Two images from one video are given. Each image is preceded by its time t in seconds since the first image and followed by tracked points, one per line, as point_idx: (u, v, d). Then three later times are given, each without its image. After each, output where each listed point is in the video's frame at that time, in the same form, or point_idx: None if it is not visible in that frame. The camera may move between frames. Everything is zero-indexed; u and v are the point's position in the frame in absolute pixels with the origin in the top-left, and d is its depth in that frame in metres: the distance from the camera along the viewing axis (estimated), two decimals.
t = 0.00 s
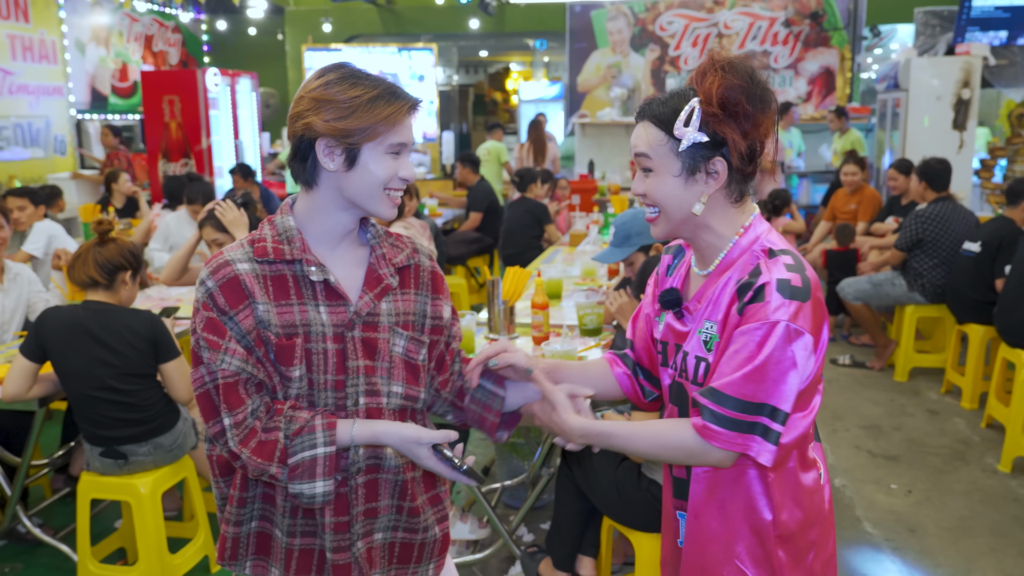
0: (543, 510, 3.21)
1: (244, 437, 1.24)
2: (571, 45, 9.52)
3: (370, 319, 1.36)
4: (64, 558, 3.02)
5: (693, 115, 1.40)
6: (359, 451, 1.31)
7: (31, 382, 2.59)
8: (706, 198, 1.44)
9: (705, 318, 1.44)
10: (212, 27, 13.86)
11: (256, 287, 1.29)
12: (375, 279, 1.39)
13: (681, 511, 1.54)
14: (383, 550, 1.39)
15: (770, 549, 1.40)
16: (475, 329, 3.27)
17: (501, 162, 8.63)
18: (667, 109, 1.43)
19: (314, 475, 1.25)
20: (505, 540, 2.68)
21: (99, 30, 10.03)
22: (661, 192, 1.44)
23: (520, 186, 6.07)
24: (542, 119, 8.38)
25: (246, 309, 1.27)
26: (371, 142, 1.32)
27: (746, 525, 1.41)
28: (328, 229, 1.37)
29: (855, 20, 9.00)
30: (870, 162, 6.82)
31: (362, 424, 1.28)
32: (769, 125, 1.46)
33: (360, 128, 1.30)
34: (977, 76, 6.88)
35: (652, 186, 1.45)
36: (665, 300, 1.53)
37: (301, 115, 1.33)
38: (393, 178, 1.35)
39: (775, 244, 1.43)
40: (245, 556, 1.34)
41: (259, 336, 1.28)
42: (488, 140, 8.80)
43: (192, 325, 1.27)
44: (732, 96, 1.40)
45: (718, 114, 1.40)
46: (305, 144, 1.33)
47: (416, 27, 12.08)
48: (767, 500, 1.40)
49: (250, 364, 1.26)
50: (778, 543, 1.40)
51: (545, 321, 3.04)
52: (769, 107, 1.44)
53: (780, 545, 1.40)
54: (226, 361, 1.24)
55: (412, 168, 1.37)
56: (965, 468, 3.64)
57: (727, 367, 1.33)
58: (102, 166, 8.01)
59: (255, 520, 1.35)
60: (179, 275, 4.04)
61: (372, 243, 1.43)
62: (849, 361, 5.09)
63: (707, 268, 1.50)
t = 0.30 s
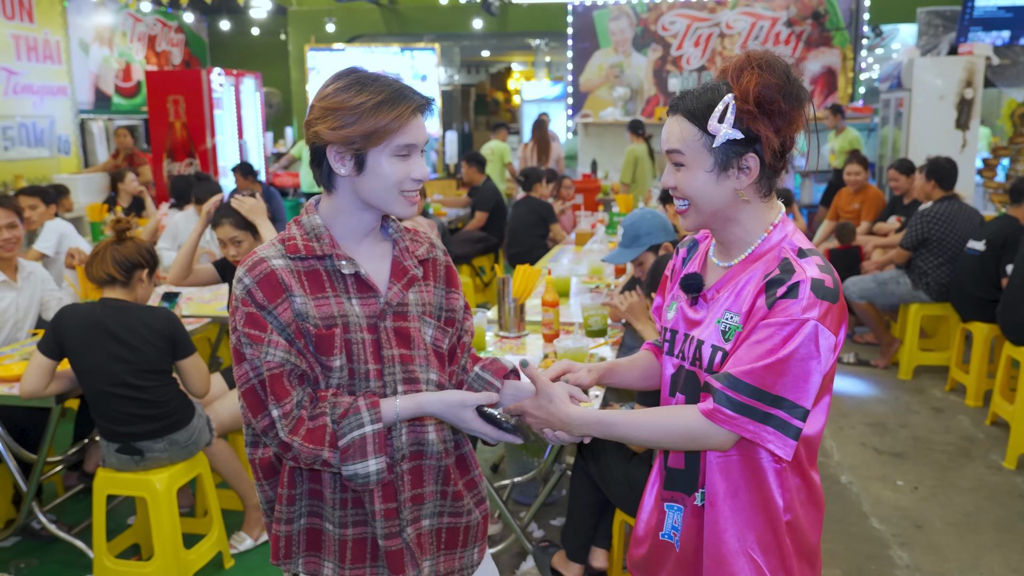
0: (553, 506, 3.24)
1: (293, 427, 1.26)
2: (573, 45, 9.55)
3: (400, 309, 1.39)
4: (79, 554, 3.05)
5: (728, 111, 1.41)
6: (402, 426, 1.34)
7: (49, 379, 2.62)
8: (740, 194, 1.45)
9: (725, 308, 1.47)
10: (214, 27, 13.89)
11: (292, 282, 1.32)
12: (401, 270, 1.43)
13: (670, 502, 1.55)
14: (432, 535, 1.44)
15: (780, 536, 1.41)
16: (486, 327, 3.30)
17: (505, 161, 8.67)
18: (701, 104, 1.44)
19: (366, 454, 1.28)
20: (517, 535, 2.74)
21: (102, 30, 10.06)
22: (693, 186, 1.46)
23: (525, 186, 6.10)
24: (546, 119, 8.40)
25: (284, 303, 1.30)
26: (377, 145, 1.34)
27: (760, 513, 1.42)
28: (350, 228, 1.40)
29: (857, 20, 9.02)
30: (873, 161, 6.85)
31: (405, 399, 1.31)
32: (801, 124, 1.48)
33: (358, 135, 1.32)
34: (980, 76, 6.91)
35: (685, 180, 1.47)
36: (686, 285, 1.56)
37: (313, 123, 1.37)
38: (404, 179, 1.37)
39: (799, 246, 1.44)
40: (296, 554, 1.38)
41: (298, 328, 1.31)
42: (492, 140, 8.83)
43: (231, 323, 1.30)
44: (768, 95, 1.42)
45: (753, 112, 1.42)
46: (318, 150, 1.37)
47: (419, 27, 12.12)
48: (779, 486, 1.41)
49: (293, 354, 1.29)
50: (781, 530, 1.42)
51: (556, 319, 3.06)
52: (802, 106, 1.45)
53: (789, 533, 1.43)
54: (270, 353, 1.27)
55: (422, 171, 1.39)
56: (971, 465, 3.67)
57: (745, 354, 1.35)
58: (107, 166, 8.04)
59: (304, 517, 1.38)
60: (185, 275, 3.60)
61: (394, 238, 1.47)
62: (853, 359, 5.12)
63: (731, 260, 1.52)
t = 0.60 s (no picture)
0: (559, 510, 3.23)
1: (333, 441, 1.24)
2: (574, 45, 9.54)
3: (422, 319, 1.38)
4: (82, 561, 3.03)
5: (703, 123, 1.40)
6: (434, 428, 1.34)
7: (51, 386, 2.61)
8: (709, 205, 1.45)
9: (694, 317, 1.46)
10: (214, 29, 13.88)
11: (318, 298, 1.28)
12: (421, 280, 1.42)
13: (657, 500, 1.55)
14: (451, 541, 1.44)
15: (758, 547, 1.41)
16: (490, 331, 3.29)
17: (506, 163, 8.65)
18: (676, 113, 1.43)
19: (408, 457, 1.27)
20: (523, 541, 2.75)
21: (102, 32, 10.04)
22: (663, 194, 1.44)
23: (526, 188, 6.07)
24: (547, 120, 8.38)
25: (313, 321, 1.26)
26: (392, 136, 1.33)
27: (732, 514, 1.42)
28: (371, 231, 1.38)
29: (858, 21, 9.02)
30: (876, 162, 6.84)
31: (437, 400, 1.31)
32: (773, 138, 1.47)
33: (383, 122, 1.31)
34: (983, 77, 6.91)
35: (655, 188, 1.45)
36: (659, 292, 1.54)
37: (320, 127, 1.35)
38: (422, 170, 1.36)
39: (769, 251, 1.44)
40: (316, 569, 1.35)
41: (328, 345, 1.28)
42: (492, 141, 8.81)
43: (259, 345, 1.26)
44: (744, 109, 1.41)
45: (728, 125, 1.40)
46: (332, 154, 1.34)
47: (420, 28, 12.12)
48: (756, 496, 1.41)
49: (327, 372, 1.26)
50: (753, 535, 1.41)
51: (562, 323, 3.06)
52: (775, 123, 1.45)
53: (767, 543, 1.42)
54: (306, 372, 1.24)
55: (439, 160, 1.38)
56: (977, 468, 3.66)
57: (720, 370, 1.34)
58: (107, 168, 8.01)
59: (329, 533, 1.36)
60: (190, 283, 3.59)
61: (411, 247, 1.46)
62: (857, 361, 5.10)
63: (701, 267, 1.51)
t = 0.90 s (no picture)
0: (554, 515, 3.21)
1: (344, 451, 1.21)
2: (565, 46, 9.51)
3: (422, 325, 1.35)
4: (71, 570, 2.99)
5: (700, 118, 1.38)
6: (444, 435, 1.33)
7: (39, 393, 2.57)
8: (699, 202, 1.42)
9: (683, 314, 1.42)
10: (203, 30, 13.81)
11: (319, 307, 1.25)
12: (420, 284, 1.39)
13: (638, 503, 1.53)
14: (449, 545, 1.42)
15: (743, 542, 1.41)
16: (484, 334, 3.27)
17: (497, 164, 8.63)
18: (673, 108, 1.40)
19: (417, 467, 1.25)
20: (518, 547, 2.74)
21: (89, 33, 9.96)
22: (655, 188, 1.40)
23: (518, 189, 6.05)
24: (539, 122, 8.36)
25: (316, 330, 1.23)
26: (405, 146, 1.31)
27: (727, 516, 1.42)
28: (372, 238, 1.36)
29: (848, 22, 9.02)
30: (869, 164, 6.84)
31: (448, 405, 1.29)
32: (762, 138, 1.49)
33: (403, 133, 1.30)
34: (973, 78, 6.93)
35: (647, 181, 1.41)
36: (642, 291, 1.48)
37: (327, 130, 1.31)
38: (429, 181, 1.34)
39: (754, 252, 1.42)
40: None
41: (331, 354, 1.25)
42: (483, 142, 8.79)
43: (262, 355, 1.23)
44: (743, 107, 1.42)
45: (724, 121, 1.40)
46: (340, 158, 1.31)
47: (411, 29, 12.08)
48: (748, 496, 1.41)
49: (333, 381, 1.23)
50: (745, 529, 1.42)
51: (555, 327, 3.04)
52: (767, 123, 1.46)
53: (755, 537, 1.42)
54: (313, 381, 1.21)
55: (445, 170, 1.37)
56: (971, 469, 3.65)
57: (727, 374, 1.33)
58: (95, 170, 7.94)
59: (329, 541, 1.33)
60: (182, 290, 3.55)
61: (409, 250, 1.43)
62: (850, 362, 5.10)
63: (686, 265, 1.48)
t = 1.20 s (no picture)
0: (542, 516, 3.20)
1: (306, 430, 1.21)
2: (550, 47, 9.52)
3: (410, 320, 1.33)
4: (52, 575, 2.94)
5: (704, 109, 1.39)
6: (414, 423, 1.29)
7: (19, 396, 2.54)
8: (703, 194, 1.43)
9: (685, 307, 1.42)
10: (187, 30, 13.73)
11: (297, 290, 1.26)
12: (413, 282, 1.36)
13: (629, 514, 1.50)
14: (435, 550, 1.37)
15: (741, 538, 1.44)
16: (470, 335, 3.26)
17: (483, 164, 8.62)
18: (675, 101, 1.41)
19: (382, 450, 1.22)
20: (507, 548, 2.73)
21: (71, 32, 9.87)
22: (657, 181, 1.39)
23: (505, 189, 6.04)
24: (525, 122, 8.35)
25: (291, 311, 1.24)
26: (334, 145, 1.28)
27: (726, 521, 1.43)
28: (350, 233, 1.34)
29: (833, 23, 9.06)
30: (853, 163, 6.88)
31: (417, 393, 1.27)
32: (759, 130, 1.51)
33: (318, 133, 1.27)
34: (956, 78, 6.99)
35: (649, 174, 1.40)
36: (638, 285, 1.46)
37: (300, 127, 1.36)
38: (360, 180, 1.27)
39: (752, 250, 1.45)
40: (294, 569, 1.30)
41: (307, 336, 1.25)
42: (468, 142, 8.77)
43: (239, 332, 1.25)
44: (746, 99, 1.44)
45: (727, 112, 1.42)
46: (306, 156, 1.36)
47: (397, 29, 12.04)
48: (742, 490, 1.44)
49: (303, 361, 1.24)
50: (739, 527, 1.45)
51: (542, 327, 3.02)
52: (767, 114, 1.48)
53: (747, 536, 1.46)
54: (280, 358, 1.22)
55: (385, 168, 1.28)
56: (957, 467, 3.67)
57: (729, 360, 1.33)
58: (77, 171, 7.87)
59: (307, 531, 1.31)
60: (163, 294, 3.52)
61: (409, 248, 1.41)
62: (836, 361, 5.12)
63: (681, 260, 1.46)
